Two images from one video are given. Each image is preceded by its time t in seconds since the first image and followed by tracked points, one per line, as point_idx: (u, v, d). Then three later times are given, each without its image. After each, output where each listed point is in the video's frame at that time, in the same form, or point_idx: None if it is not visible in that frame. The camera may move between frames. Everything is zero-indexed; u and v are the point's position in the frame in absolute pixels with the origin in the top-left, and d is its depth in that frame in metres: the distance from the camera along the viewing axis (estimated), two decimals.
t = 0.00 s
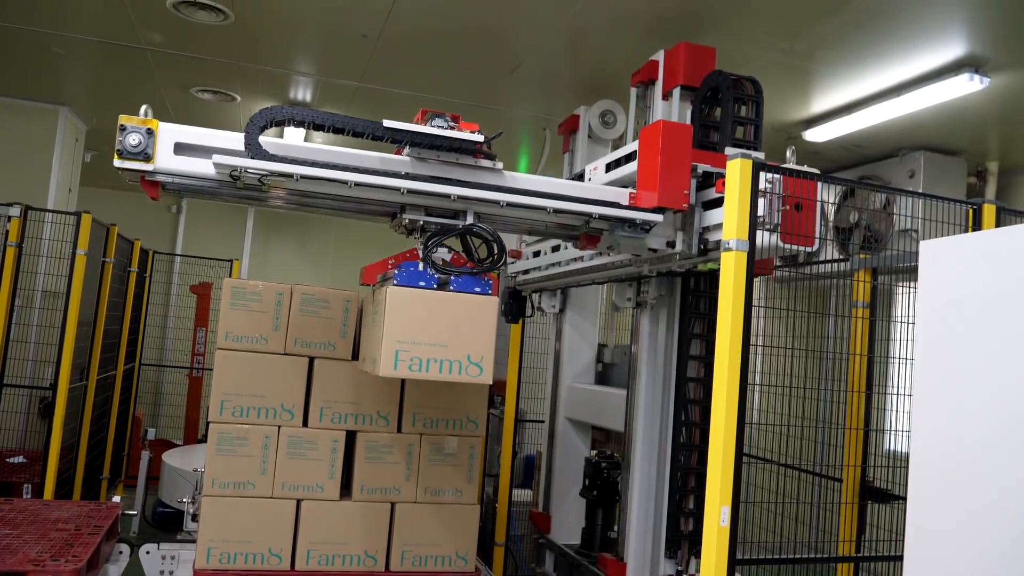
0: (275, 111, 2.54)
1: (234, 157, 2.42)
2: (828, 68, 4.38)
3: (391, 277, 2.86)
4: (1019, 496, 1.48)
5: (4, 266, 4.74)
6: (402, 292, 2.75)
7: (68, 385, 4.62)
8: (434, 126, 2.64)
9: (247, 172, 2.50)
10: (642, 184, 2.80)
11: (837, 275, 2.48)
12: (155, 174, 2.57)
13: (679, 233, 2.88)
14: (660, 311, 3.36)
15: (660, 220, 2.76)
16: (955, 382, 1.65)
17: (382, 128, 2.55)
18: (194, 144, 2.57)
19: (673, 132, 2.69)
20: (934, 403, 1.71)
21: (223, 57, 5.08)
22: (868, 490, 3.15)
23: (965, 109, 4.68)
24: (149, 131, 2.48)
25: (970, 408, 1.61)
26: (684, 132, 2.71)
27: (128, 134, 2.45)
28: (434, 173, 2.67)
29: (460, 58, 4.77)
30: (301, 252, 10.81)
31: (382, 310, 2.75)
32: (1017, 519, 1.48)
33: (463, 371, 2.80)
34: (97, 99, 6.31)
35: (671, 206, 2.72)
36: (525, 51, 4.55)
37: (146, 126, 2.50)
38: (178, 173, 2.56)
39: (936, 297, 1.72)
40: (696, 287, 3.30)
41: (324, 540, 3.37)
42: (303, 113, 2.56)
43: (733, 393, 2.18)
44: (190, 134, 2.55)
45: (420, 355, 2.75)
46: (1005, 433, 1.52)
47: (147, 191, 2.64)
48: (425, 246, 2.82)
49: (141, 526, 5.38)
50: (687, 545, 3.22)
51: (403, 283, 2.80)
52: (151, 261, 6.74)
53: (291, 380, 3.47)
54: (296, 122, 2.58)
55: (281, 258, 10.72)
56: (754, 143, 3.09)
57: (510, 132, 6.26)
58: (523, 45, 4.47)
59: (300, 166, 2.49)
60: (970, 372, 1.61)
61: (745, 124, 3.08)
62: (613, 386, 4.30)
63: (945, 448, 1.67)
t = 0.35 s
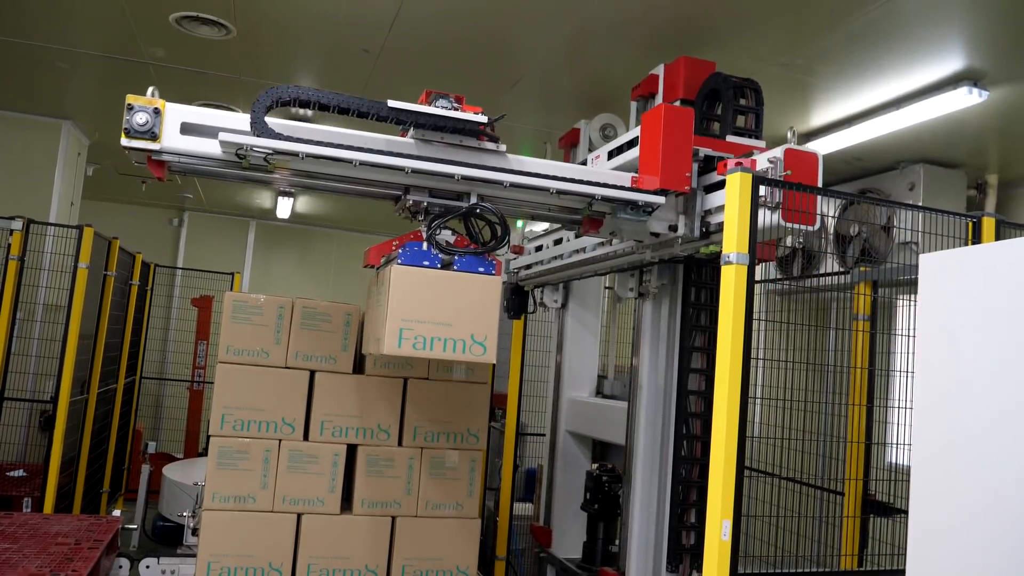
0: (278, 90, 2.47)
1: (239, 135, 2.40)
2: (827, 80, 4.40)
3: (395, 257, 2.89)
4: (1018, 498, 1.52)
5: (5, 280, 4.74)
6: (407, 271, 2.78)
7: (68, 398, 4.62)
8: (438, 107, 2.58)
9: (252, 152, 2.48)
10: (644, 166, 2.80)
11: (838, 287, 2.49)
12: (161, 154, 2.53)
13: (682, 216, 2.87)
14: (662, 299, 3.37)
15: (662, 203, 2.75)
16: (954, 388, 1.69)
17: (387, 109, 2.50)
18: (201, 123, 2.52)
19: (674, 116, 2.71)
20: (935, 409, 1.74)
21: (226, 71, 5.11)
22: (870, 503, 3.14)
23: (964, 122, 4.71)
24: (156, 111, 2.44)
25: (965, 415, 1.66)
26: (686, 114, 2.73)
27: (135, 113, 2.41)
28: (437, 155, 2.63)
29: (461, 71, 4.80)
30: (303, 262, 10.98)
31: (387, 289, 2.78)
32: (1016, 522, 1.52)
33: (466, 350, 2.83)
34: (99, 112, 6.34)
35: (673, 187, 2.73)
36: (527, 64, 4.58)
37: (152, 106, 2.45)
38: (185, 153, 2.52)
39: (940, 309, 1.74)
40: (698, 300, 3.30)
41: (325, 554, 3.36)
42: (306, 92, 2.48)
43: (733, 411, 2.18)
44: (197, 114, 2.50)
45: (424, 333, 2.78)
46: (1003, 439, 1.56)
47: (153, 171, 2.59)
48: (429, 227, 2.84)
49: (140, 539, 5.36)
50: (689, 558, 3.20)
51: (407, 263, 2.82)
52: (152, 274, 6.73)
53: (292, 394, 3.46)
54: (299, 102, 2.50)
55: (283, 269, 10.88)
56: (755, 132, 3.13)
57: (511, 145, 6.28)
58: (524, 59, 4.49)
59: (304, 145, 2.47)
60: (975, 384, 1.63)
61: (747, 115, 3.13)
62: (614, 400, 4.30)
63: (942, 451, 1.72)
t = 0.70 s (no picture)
0: (284, 67, 2.55)
1: (246, 112, 2.42)
2: (828, 92, 4.42)
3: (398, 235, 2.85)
4: (1017, 507, 1.53)
5: (7, 290, 4.75)
6: (412, 248, 2.76)
7: (69, 409, 4.62)
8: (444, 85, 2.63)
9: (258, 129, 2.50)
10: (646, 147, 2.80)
11: (837, 298, 2.50)
12: (169, 132, 2.56)
13: (684, 198, 2.88)
14: (665, 287, 3.38)
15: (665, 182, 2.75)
16: (956, 395, 1.69)
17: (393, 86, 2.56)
18: (208, 101, 2.56)
19: (676, 97, 2.72)
20: (937, 418, 1.75)
21: (229, 81, 5.14)
22: (872, 516, 3.13)
23: (963, 134, 4.74)
24: (163, 87, 2.48)
25: (966, 422, 1.66)
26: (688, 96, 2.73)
27: (143, 89, 2.45)
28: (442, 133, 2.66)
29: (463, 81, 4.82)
30: (303, 276, 10.99)
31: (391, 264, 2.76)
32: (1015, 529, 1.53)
33: (470, 327, 2.82)
34: (102, 123, 6.37)
35: (676, 168, 2.73)
36: (529, 75, 4.60)
37: (160, 83, 2.49)
38: (191, 131, 2.55)
39: (939, 321, 1.75)
40: (701, 312, 3.31)
41: (325, 566, 3.35)
42: (313, 70, 2.55)
43: (734, 428, 2.18)
44: (203, 91, 2.54)
45: (428, 310, 2.77)
46: (1003, 448, 1.57)
47: (160, 149, 2.61)
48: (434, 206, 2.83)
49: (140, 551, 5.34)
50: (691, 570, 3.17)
51: (411, 240, 2.79)
52: (154, 284, 6.73)
53: (293, 405, 3.45)
54: (305, 79, 2.57)
55: (284, 282, 10.88)
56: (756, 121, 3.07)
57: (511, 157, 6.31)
58: (525, 70, 4.52)
59: (311, 121, 2.48)
60: (974, 394, 1.64)
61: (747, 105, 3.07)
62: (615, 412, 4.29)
63: (944, 460, 1.72)
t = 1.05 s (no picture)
0: (289, 36, 2.54)
1: (252, 80, 2.43)
2: (828, 96, 4.42)
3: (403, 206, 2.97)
4: (1017, 514, 1.53)
5: (8, 294, 4.75)
6: (416, 219, 2.88)
7: (69, 412, 4.62)
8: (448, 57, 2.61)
9: (263, 99, 2.51)
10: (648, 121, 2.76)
11: (837, 302, 2.50)
12: (174, 102, 2.55)
13: (686, 172, 2.85)
14: (666, 267, 3.40)
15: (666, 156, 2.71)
16: (957, 396, 1.70)
17: (396, 57, 2.55)
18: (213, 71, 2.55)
19: (681, 70, 2.67)
20: (938, 420, 1.75)
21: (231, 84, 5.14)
22: (873, 521, 3.12)
23: (964, 139, 4.74)
24: (170, 57, 2.47)
25: (965, 424, 1.67)
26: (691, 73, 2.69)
27: (149, 58, 2.44)
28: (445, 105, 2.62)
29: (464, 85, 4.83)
30: (304, 279, 11.00)
31: (396, 235, 2.88)
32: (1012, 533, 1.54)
33: (472, 296, 2.93)
34: (103, 127, 6.37)
35: (678, 142, 2.68)
36: (529, 80, 4.61)
37: (166, 53, 2.48)
38: (198, 101, 2.55)
39: (939, 326, 1.76)
40: (701, 316, 3.31)
41: (324, 570, 3.35)
42: (317, 40, 2.55)
43: (734, 438, 2.18)
44: (209, 62, 2.53)
45: (432, 279, 2.89)
46: (1000, 452, 1.58)
47: (166, 120, 2.59)
48: (437, 177, 2.91)
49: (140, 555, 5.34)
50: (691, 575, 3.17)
51: (415, 211, 2.91)
52: (154, 287, 6.73)
53: (293, 408, 3.43)
54: (310, 49, 2.56)
55: (285, 286, 10.90)
56: (757, 99, 3.00)
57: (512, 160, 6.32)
58: (526, 75, 4.52)
59: (316, 91, 2.48)
60: (973, 399, 1.65)
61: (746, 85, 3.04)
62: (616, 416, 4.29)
63: (943, 461, 1.72)
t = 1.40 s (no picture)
0: (290, 23, 2.56)
1: (252, 67, 2.45)
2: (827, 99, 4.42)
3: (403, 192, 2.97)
4: (1017, 521, 1.53)
5: (8, 302, 4.75)
6: (417, 203, 2.88)
7: (69, 418, 4.61)
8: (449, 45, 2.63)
9: (265, 85, 2.53)
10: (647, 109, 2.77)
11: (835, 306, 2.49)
12: (177, 90, 2.56)
13: (686, 160, 2.86)
14: (666, 258, 3.42)
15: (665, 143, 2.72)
16: (952, 391, 1.71)
17: (397, 44, 2.57)
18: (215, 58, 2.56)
19: (680, 60, 2.68)
20: (935, 416, 1.76)
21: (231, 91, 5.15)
22: (874, 524, 3.12)
23: (962, 142, 4.75)
24: (171, 45, 2.48)
25: (959, 418, 1.68)
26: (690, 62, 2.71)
27: (150, 46, 2.45)
28: (446, 92, 2.64)
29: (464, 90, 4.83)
30: (304, 285, 11.01)
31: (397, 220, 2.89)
32: (1006, 528, 1.55)
33: (473, 282, 2.94)
34: (104, 133, 6.38)
35: (678, 129, 2.70)
36: (529, 85, 4.61)
37: (168, 40, 2.49)
38: (200, 88, 2.56)
39: (939, 331, 1.76)
40: (701, 320, 3.30)
41: None
42: (318, 27, 2.58)
43: (734, 445, 2.18)
44: (210, 49, 2.53)
45: (432, 264, 2.89)
46: (993, 449, 1.59)
47: (168, 108, 2.62)
48: (438, 165, 2.90)
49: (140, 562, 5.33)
50: None
51: (416, 197, 2.92)
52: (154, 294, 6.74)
53: (293, 415, 3.43)
54: (310, 36, 2.60)
55: (285, 292, 10.91)
56: (755, 88, 3.04)
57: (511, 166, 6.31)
58: (525, 79, 4.52)
59: (317, 77, 2.50)
60: (973, 405, 1.65)
61: (743, 78, 3.08)
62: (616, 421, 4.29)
63: (940, 458, 1.73)
